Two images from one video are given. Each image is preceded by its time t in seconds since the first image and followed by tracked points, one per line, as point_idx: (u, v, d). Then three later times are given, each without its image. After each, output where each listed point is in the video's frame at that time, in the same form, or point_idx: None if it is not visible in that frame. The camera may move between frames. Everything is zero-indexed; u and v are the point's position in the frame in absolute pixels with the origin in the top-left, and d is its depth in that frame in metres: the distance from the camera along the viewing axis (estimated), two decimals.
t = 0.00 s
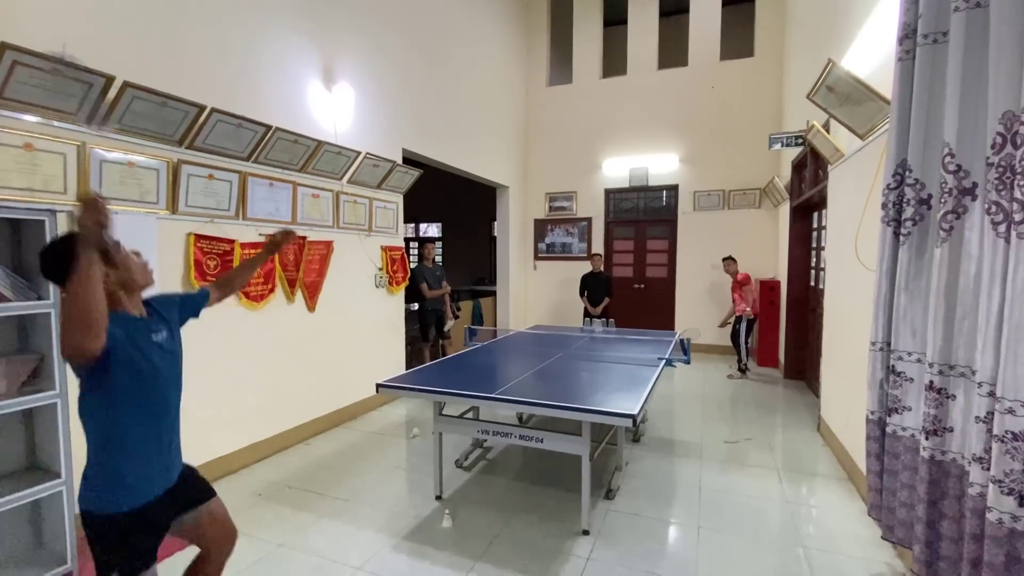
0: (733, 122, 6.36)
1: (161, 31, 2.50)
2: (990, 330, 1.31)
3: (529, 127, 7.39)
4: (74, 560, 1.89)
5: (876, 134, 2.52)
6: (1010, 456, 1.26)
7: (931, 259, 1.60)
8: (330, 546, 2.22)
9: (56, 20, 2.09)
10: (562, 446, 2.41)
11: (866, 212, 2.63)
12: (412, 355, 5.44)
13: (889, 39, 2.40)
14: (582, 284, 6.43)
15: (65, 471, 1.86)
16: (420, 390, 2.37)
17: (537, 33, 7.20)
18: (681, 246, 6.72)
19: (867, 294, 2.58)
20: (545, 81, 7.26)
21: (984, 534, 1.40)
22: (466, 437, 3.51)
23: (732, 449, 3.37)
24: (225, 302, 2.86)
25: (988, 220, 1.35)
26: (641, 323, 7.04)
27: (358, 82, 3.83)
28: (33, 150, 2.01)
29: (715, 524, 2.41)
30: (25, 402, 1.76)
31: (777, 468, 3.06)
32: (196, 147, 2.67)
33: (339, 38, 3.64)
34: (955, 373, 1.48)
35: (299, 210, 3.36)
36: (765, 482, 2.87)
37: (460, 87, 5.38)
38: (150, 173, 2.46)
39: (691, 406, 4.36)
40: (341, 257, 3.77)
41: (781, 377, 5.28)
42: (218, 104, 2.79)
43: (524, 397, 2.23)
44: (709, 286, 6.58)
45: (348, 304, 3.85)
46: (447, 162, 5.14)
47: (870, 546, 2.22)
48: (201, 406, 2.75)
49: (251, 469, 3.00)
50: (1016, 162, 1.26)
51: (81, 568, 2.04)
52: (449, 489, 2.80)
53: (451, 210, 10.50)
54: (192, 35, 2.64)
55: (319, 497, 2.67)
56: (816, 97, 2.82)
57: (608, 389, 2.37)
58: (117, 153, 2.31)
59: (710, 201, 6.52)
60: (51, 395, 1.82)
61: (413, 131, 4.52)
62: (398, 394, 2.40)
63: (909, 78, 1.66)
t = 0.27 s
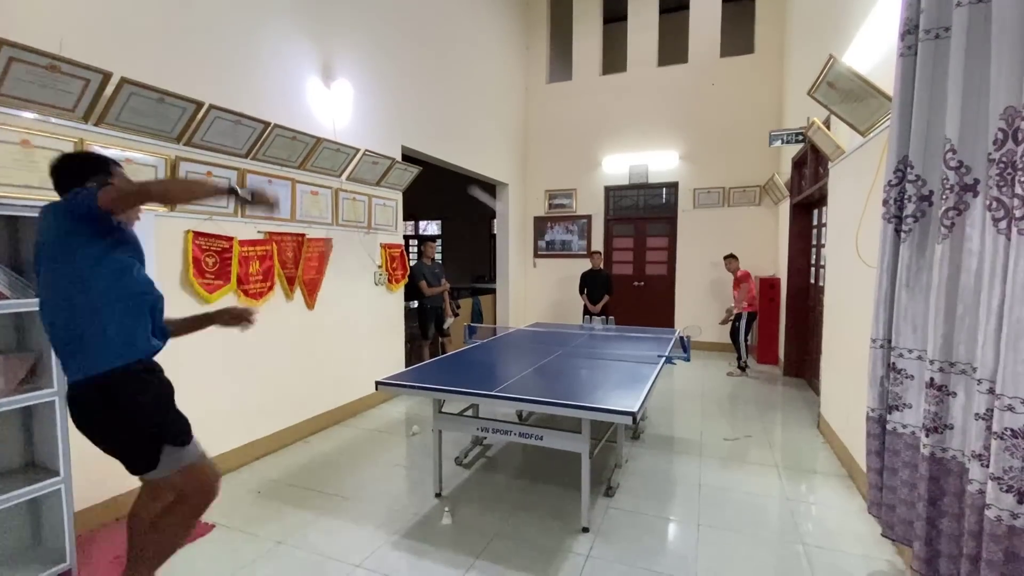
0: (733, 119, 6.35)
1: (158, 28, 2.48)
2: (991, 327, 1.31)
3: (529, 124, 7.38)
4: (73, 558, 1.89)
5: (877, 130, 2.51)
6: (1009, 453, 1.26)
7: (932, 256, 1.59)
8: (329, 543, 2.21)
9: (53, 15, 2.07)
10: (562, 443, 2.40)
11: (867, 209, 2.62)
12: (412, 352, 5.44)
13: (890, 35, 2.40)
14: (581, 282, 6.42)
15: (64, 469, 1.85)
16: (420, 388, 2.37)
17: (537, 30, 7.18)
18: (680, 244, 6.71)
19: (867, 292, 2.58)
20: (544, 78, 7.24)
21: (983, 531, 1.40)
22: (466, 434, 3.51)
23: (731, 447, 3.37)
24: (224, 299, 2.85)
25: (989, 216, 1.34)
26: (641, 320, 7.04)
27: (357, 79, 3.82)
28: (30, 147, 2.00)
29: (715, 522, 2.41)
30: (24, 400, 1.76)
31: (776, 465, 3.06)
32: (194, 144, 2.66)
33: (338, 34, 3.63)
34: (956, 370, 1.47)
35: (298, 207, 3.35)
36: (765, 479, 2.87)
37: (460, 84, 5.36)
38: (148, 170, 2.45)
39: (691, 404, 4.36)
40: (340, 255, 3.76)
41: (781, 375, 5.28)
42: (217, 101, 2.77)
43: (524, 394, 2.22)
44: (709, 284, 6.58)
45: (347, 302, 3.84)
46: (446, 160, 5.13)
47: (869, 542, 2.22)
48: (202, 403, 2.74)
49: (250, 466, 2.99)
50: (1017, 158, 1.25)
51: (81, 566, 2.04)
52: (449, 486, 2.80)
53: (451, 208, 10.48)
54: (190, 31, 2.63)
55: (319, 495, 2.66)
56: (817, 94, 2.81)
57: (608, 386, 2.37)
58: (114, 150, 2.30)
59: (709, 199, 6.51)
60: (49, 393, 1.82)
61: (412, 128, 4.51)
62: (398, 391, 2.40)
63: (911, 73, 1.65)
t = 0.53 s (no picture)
0: (733, 118, 6.34)
1: (157, 26, 2.47)
2: (991, 326, 1.30)
3: (529, 123, 7.37)
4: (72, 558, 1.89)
5: (877, 129, 2.51)
6: (1008, 452, 1.26)
7: (934, 255, 1.59)
8: (330, 543, 2.21)
9: (52, 13, 2.07)
10: (563, 442, 2.40)
11: (868, 208, 2.62)
12: (412, 352, 5.44)
13: (891, 33, 2.39)
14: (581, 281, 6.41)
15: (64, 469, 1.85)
16: (421, 387, 2.36)
17: (537, 29, 7.17)
18: (681, 243, 6.71)
19: (868, 291, 2.58)
20: (544, 77, 7.23)
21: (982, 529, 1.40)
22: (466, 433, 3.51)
23: (732, 446, 3.37)
24: (224, 299, 2.85)
25: (990, 215, 1.34)
26: (641, 319, 7.04)
27: (357, 78, 3.81)
28: (30, 145, 1.99)
29: (716, 521, 2.41)
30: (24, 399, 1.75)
31: (777, 464, 3.06)
32: (194, 143, 2.66)
33: (338, 33, 3.62)
34: (957, 369, 1.47)
35: (299, 206, 3.35)
36: (765, 479, 2.87)
37: (460, 83, 5.35)
38: (148, 169, 2.45)
39: (692, 403, 4.36)
40: (340, 254, 3.76)
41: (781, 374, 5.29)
42: (217, 100, 2.77)
43: (525, 393, 2.22)
44: (710, 283, 6.58)
45: (347, 301, 3.84)
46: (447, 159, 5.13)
47: (870, 542, 2.22)
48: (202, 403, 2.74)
49: (251, 465, 3.00)
50: (1018, 156, 1.25)
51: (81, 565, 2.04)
52: (449, 485, 2.79)
53: (451, 207, 10.48)
54: (189, 30, 2.62)
55: (319, 494, 2.66)
56: (818, 93, 2.80)
57: (609, 386, 2.36)
58: (114, 148, 2.29)
59: (710, 198, 6.50)
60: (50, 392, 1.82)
61: (412, 127, 4.50)
62: (398, 391, 2.40)
63: (913, 72, 1.65)
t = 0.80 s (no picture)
0: (733, 118, 6.34)
1: (158, 26, 2.47)
2: (990, 326, 1.31)
3: (530, 123, 7.37)
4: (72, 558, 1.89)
5: (878, 129, 2.51)
6: (1006, 452, 1.26)
7: (934, 255, 1.59)
8: (330, 542, 2.21)
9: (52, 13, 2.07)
10: (564, 442, 2.40)
11: (868, 207, 2.62)
12: (412, 351, 5.44)
13: (892, 34, 2.39)
14: (581, 280, 6.41)
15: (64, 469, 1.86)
16: (422, 387, 2.37)
17: (537, 29, 7.17)
18: (681, 243, 6.71)
19: (869, 291, 2.58)
20: (545, 77, 7.22)
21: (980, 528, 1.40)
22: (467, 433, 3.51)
23: (732, 445, 3.37)
24: (225, 298, 2.85)
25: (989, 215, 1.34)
26: (641, 319, 7.04)
27: (358, 78, 3.81)
28: (31, 145, 1.99)
29: (717, 520, 2.41)
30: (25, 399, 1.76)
31: (777, 464, 3.07)
32: (194, 142, 2.65)
33: (338, 33, 3.62)
34: (957, 369, 1.47)
35: (299, 206, 3.35)
36: (766, 478, 2.87)
37: (460, 82, 5.35)
38: (149, 168, 2.44)
39: (692, 403, 4.36)
40: (341, 254, 3.76)
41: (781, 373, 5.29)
42: (217, 100, 2.77)
43: (525, 393, 2.22)
44: (710, 283, 6.58)
45: (347, 300, 3.84)
46: (447, 158, 5.13)
47: (870, 541, 2.22)
48: (203, 403, 2.75)
49: (252, 465, 3.00)
50: (1017, 157, 1.25)
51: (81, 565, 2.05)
52: (450, 485, 2.80)
53: (451, 207, 10.48)
54: (190, 30, 2.62)
55: (320, 494, 2.66)
56: (819, 93, 2.81)
57: (610, 385, 2.36)
58: (115, 148, 2.29)
59: (710, 198, 6.50)
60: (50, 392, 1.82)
61: (413, 126, 4.50)
62: (399, 390, 2.40)
63: (914, 73, 1.65)
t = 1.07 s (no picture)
0: (733, 118, 6.35)
1: (159, 27, 2.48)
2: (986, 326, 1.31)
3: (529, 123, 7.37)
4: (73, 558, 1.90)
5: (877, 130, 2.51)
6: (1002, 451, 1.26)
7: (932, 255, 1.60)
8: (330, 542, 2.22)
9: (53, 14, 2.07)
10: (563, 442, 2.40)
11: (868, 208, 2.62)
12: (412, 351, 5.44)
13: (891, 35, 2.40)
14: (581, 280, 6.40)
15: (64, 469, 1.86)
16: (422, 386, 2.37)
17: (537, 29, 7.17)
18: (681, 243, 6.72)
19: (868, 292, 2.58)
20: (544, 77, 7.23)
21: (976, 528, 1.41)
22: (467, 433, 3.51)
23: (731, 446, 3.38)
24: (225, 299, 2.86)
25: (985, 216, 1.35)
26: (641, 320, 7.05)
27: (358, 79, 3.82)
28: (32, 145, 2.00)
29: (716, 520, 2.41)
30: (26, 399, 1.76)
31: (777, 464, 3.07)
32: (194, 143, 2.66)
33: (339, 33, 3.63)
34: (953, 369, 1.48)
35: (299, 206, 3.35)
36: (765, 479, 2.87)
37: (460, 83, 5.36)
38: (149, 169, 2.45)
39: (691, 403, 4.36)
40: (341, 254, 3.76)
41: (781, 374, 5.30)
42: (218, 100, 2.77)
43: (525, 393, 2.23)
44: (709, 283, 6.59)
45: (347, 300, 3.84)
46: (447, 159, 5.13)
47: (869, 541, 2.23)
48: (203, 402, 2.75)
49: (252, 465, 3.00)
50: (1012, 158, 1.26)
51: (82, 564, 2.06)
52: (449, 485, 2.80)
53: (451, 207, 10.48)
54: (190, 30, 2.62)
55: (320, 494, 2.67)
56: (818, 93, 2.81)
57: (609, 386, 2.37)
58: (116, 148, 2.30)
59: (710, 198, 6.51)
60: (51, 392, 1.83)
61: (413, 127, 4.51)
62: (399, 390, 2.40)
63: (912, 74, 1.65)
